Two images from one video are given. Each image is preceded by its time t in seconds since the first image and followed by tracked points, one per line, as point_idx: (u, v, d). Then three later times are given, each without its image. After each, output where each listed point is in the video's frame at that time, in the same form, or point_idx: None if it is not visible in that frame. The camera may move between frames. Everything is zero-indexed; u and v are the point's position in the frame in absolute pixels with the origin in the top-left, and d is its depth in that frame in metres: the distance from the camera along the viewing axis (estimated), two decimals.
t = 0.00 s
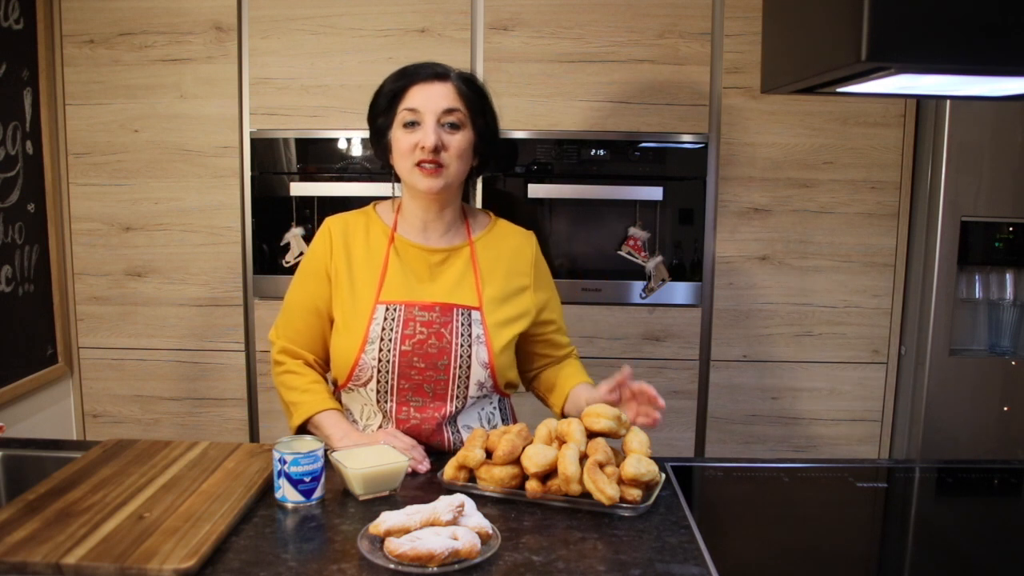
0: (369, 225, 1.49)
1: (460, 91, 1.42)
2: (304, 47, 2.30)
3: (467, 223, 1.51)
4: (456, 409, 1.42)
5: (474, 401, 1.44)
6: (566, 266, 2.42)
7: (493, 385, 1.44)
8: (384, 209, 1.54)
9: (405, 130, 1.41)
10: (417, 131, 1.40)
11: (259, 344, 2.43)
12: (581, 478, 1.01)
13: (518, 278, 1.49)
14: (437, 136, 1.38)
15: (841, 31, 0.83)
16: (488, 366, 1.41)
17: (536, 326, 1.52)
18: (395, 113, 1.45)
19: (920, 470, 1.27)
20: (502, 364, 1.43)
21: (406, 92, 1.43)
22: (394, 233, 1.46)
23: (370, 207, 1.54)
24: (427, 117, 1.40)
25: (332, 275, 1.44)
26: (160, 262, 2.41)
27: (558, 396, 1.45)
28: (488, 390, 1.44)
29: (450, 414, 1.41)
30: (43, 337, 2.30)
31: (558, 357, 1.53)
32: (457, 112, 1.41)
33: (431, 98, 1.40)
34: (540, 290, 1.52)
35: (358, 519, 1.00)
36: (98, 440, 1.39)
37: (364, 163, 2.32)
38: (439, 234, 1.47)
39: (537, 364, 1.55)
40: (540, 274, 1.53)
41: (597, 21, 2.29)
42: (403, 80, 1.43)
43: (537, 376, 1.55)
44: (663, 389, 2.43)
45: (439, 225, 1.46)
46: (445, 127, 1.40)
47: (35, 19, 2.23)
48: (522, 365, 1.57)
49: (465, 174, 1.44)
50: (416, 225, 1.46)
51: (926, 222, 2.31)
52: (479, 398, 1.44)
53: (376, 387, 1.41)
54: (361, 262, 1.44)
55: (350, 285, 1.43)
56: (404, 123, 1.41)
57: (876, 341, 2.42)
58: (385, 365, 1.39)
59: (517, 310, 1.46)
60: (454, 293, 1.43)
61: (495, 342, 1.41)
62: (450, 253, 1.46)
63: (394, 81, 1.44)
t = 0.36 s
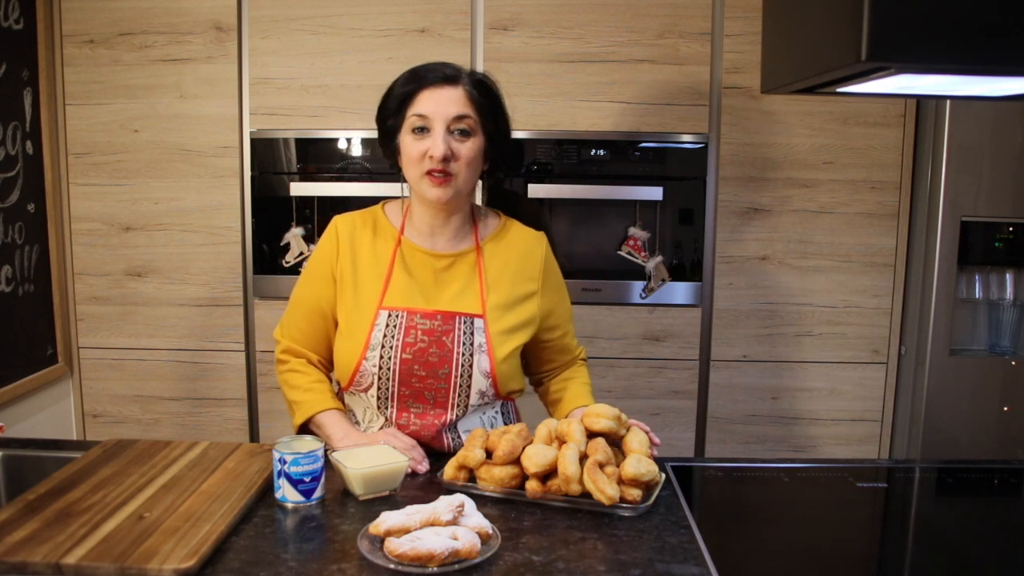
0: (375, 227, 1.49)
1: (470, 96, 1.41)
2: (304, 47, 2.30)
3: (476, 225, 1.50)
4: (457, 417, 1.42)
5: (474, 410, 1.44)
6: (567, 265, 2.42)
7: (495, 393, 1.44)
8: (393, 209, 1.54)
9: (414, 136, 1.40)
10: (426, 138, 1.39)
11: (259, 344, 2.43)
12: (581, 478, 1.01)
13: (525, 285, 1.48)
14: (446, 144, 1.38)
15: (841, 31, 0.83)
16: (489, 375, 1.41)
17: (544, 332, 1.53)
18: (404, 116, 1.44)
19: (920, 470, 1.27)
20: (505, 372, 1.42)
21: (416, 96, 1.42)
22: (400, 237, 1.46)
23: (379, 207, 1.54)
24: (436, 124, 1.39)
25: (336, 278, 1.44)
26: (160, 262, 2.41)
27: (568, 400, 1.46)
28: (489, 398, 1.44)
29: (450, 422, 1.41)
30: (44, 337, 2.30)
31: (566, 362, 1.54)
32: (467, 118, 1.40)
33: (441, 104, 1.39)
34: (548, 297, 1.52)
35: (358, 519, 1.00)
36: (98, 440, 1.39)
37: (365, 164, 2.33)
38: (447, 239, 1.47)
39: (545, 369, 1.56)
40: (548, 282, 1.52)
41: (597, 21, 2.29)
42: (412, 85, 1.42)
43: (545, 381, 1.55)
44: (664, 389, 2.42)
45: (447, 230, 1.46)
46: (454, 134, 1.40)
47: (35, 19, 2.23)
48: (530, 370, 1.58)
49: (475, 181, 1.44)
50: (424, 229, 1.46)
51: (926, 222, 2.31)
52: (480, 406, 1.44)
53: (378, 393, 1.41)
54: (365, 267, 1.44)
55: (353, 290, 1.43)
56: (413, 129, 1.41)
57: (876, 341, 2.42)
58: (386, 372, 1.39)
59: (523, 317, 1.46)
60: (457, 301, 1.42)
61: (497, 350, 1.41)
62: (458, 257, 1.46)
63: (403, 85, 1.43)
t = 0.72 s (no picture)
0: (380, 229, 1.48)
1: (474, 99, 1.41)
2: (304, 47, 2.30)
3: (480, 227, 1.50)
4: (461, 422, 1.42)
5: (478, 415, 1.44)
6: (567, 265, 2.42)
7: (500, 397, 1.44)
8: (398, 211, 1.53)
9: (418, 139, 1.40)
10: (431, 142, 1.39)
11: (259, 344, 2.43)
12: (581, 478, 1.01)
13: (530, 289, 1.48)
14: (450, 148, 1.37)
15: (841, 31, 0.83)
16: (493, 380, 1.41)
17: (548, 334, 1.53)
18: (408, 119, 1.44)
19: (920, 470, 1.27)
20: (509, 376, 1.42)
21: (420, 100, 1.41)
22: (405, 239, 1.46)
23: (383, 209, 1.53)
24: (440, 129, 1.38)
25: (341, 281, 1.43)
26: (160, 262, 2.41)
27: (571, 402, 1.46)
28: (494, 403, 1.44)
29: (454, 426, 1.41)
30: (44, 337, 2.30)
31: (569, 364, 1.55)
32: (472, 122, 1.39)
33: (445, 107, 1.39)
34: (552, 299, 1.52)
35: (358, 519, 1.00)
36: (98, 440, 1.39)
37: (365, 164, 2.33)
38: (452, 243, 1.46)
39: (548, 371, 1.56)
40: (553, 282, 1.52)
41: (597, 21, 2.29)
42: (416, 88, 1.41)
43: (548, 382, 1.55)
44: (664, 389, 2.42)
45: (451, 233, 1.46)
46: (459, 138, 1.39)
47: (35, 19, 2.23)
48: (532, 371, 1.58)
49: (480, 185, 1.44)
50: (428, 233, 1.46)
51: (926, 222, 2.31)
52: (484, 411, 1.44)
53: (382, 397, 1.41)
54: (370, 270, 1.44)
55: (357, 293, 1.42)
56: (417, 132, 1.40)
57: (877, 341, 2.42)
58: (390, 376, 1.39)
59: (528, 322, 1.46)
60: (462, 306, 1.42)
61: (502, 355, 1.41)
62: (461, 260, 1.45)
63: (406, 87, 1.43)
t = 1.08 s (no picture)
0: (380, 227, 1.49)
1: (487, 100, 1.41)
2: (304, 47, 2.30)
3: (483, 227, 1.50)
4: (461, 420, 1.42)
5: (479, 413, 1.43)
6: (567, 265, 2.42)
7: (500, 395, 1.44)
8: (399, 210, 1.53)
9: (432, 137, 1.40)
10: (446, 140, 1.39)
11: (259, 344, 2.43)
12: (581, 478, 1.01)
13: (530, 288, 1.48)
14: (466, 147, 1.38)
15: (841, 31, 0.83)
16: (493, 377, 1.41)
17: (548, 334, 1.53)
18: (419, 117, 1.43)
19: (920, 470, 1.27)
20: (509, 374, 1.42)
21: (434, 97, 1.41)
22: (406, 236, 1.46)
23: (384, 207, 1.53)
24: (456, 126, 1.39)
25: (341, 279, 1.43)
26: (160, 262, 2.41)
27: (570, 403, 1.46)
28: (495, 400, 1.44)
29: (454, 425, 1.41)
30: (44, 338, 2.30)
31: (568, 365, 1.55)
32: (486, 122, 1.40)
33: (459, 106, 1.39)
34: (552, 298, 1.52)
35: (358, 519, 1.00)
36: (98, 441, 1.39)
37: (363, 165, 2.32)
38: (456, 241, 1.46)
39: (546, 372, 1.56)
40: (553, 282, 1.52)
41: (597, 21, 2.29)
42: (428, 86, 1.41)
43: (547, 382, 1.55)
44: (663, 389, 2.42)
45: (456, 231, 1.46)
46: (473, 138, 1.40)
47: (35, 19, 2.23)
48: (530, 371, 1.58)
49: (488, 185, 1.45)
50: (432, 231, 1.46)
51: (926, 222, 2.31)
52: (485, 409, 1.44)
53: (381, 395, 1.41)
54: (370, 268, 1.44)
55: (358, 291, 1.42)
56: (431, 130, 1.40)
57: (876, 341, 2.42)
58: (390, 374, 1.39)
59: (528, 320, 1.46)
60: (463, 303, 1.42)
61: (503, 352, 1.41)
62: (463, 258, 1.45)
63: (417, 85, 1.42)
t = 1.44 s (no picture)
0: (381, 225, 1.49)
1: (485, 99, 1.41)
2: (304, 47, 2.30)
3: (483, 225, 1.50)
4: (461, 417, 1.42)
5: (479, 410, 1.43)
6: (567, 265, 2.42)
7: (500, 393, 1.44)
8: (400, 209, 1.54)
9: (428, 135, 1.40)
10: (439, 138, 1.39)
11: (259, 344, 2.43)
12: (581, 478, 1.01)
13: (530, 287, 1.48)
14: (460, 145, 1.38)
15: (841, 31, 0.83)
16: (493, 374, 1.41)
17: (546, 333, 1.53)
18: (417, 115, 1.44)
19: (920, 470, 1.27)
20: (508, 371, 1.42)
21: (430, 96, 1.42)
22: (406, 234, 1.46)
23: (384, 206, 1.54)
24: (451, 125, 1.39)
25: (342, 277, 1.43)
26: (160, 262, 2.41)
27: (568, 402, 1.46)
28: (494, 398, 1.44)
29: (454, 422, 1.40)
30: (44, 338, 2.30)
31: (566, 365, 1.55)
32: (482, 121, 1.40)
33: (456, 105, 1.39)
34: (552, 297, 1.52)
35: (358, 519, 1.00)
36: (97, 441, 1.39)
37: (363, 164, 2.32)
38: (455, 239, 1.47)
39: (545, 371, 1.56)
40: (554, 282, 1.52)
41: (597, 21, 2.29)
42: (427, 85, 1.41)
43: (545, 382, 1.55)
44: (663, 389, 2.42)
45: (455, 229, 1.46)
46: (469, 136, 1.40)
47: (35, 19, 2.23)
48: (529, 371, 1.58)
49: (485, 183, 1.45)
50: (430, 229, 1.46)
51: (926, 222, 2.32)
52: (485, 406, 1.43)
53: (382, 392, 1.41)
54: (371, 265, 1.44)
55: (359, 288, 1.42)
56: (426, 128, 1.40)
57: (876, 341, 2.42)
58: (390, 370, 1.39)
59: (527, 319, 1.46)
60: (463, 300, 1.42)
61: (503, 350, 1.41)
62: (463, 256, 1.46)
63: (416, 84, 1.43)
